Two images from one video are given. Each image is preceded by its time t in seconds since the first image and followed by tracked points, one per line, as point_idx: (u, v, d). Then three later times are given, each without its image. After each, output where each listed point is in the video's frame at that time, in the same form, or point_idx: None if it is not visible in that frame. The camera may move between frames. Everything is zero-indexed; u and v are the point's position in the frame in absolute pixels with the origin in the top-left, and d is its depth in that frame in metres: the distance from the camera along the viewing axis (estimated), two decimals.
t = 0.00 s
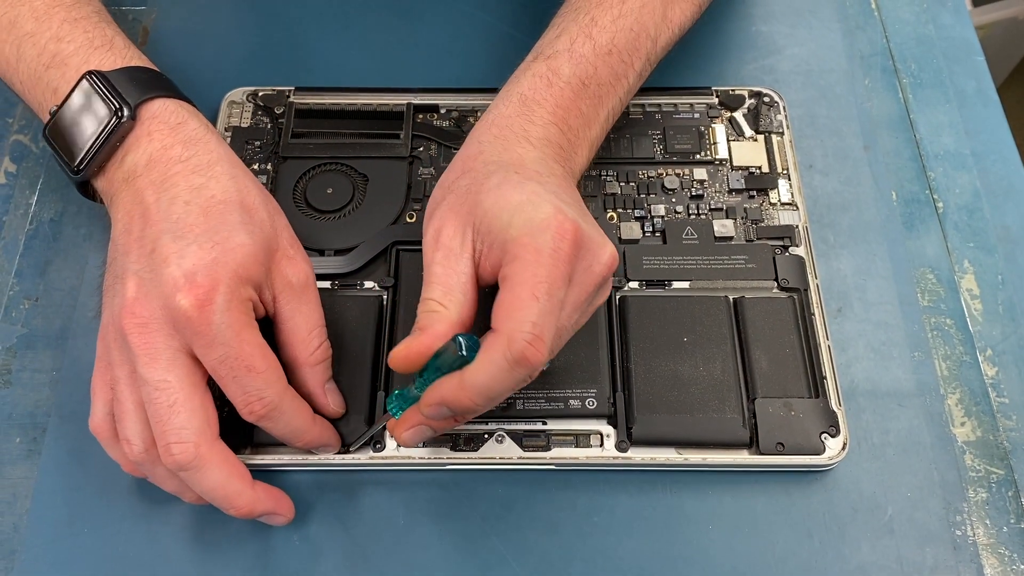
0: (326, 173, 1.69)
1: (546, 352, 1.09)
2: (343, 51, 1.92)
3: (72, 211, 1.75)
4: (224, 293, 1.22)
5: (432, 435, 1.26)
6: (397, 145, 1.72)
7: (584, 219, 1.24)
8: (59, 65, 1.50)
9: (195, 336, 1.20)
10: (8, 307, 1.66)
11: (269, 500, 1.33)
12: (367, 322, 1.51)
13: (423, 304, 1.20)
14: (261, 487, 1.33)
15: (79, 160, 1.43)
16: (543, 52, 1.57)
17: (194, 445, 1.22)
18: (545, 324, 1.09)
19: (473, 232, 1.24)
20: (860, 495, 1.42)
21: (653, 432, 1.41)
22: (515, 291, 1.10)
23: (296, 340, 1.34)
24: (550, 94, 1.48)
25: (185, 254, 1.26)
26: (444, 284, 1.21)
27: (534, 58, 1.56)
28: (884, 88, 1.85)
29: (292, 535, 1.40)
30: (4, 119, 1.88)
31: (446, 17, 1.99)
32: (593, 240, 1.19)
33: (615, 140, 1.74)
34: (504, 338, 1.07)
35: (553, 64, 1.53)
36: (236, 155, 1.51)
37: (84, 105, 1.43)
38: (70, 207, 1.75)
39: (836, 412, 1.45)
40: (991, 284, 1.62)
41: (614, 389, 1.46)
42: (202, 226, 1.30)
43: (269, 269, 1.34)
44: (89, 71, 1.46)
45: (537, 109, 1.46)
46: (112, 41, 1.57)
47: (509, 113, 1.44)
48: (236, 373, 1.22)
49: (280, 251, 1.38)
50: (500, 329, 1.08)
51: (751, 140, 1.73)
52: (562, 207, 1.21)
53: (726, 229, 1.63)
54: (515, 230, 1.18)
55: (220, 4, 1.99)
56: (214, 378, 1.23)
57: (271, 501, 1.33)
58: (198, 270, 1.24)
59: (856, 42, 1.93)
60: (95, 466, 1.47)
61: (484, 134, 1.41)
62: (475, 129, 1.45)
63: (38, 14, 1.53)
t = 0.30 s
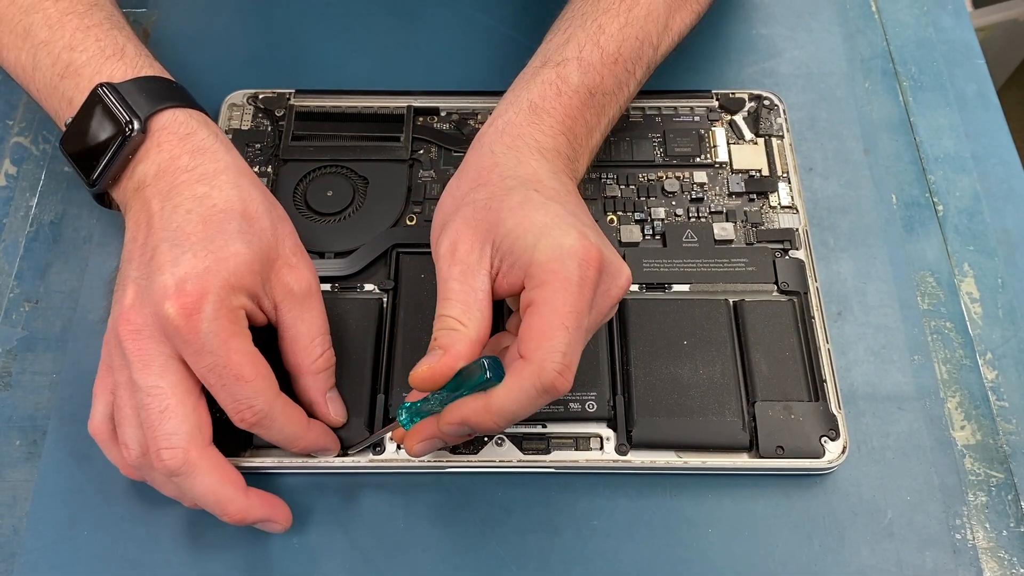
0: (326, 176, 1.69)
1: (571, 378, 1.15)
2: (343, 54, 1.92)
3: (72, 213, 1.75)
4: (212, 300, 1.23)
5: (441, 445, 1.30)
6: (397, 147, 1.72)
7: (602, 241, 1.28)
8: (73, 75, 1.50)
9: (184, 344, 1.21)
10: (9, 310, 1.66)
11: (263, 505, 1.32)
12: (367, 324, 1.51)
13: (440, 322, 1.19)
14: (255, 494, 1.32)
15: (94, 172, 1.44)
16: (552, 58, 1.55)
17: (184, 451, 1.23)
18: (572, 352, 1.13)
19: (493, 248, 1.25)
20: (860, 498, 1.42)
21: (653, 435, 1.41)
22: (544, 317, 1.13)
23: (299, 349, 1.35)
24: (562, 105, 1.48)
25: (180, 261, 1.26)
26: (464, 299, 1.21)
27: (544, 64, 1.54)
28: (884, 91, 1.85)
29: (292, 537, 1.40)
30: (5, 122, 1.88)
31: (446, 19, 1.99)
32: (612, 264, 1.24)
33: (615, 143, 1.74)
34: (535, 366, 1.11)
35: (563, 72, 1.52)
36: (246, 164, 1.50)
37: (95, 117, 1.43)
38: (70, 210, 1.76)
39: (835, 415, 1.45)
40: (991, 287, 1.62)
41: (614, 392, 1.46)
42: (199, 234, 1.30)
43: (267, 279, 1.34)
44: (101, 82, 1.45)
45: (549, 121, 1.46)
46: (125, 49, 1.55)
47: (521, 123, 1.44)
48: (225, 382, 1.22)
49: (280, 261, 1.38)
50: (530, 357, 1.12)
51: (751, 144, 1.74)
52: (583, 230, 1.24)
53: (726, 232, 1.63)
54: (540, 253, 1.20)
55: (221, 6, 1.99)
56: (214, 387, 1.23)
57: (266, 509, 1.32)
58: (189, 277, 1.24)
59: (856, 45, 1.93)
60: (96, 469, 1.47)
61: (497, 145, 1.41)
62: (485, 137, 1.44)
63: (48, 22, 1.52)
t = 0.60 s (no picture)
0: (327, 175, 1.69)
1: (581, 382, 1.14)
2: (344, 53, 1.92)
3: (73, 212, 1.75)
4: (204, 304, 1.21)
5: (445, 447, 1.30)
6: (398, 147, 1.72)
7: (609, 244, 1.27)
8: (77, 81, 1.49)
9: (174, 348, 1.20)
10: (9, 309, 1.66)
11: (258, 509, 1.31)
12: (368, 324, 1.51)
13: (446, 326, 1.18)
14: (250, 498, 1.30)
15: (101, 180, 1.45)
16: (556, 59, 1.54)
17: (175, 454, 1.22)
18: (582, 356, 1.13)
19: (500, 250, 1.25)
20: (861, 498, 1.42)
21: (654, 435, 1.41)
22: (555, 320, 1.12)
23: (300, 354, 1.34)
24: (566, 108, 1.48)
25: (175, 264, 1.25)
26: (471, 302, 1.20)
27: (548, 64, 1.54)
28: (885, 91, 1.85)
29: (292, 537, 1.40)
30: (5, 121, 1.88)
31: (447, 19, 1.99)
32: (621, 267, 1.23)
33: (616, 142, 1.73)
34: (546, 370, 1.11)
35: (567, 74, 1.51)
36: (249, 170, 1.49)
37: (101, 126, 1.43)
38: (71, 209, 1.76)
39: (837, 416, 1.45)
40: (993, 287, 1.62)
41: (615, 392, 1.46)
42: (195, 238, 1.30)
43: (266, 283, 1.34)
44: (105, 89, 1.44)
45: (553, 122, 1.46)
46: (128, 55, 1.54)
47: (525, 124, 1.44)
48: (214, 388, 1.21)
49: (279, 266, 1.37)
50: (541, 361, 1.11)
51: (752, 144, 1.73)
52: (591, 233, 1.24)
53: (727, 232, 1.63)
54: (548, 256, 1.19)
55: (222, 6, 1.99)
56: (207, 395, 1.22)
57: (260, 512, 1.31)
58: (182, 281, 1.23)
59: (857, 45, 1.93)
60: (96, 469, 1.47)
61: (502, 146, 1.40)
62: (489, 138, 1.43)
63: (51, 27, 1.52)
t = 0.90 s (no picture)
0: (330, 173, 1.69)
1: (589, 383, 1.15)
2: (347, 52, 1.92)
3: (76, 210, 1.75)
4: (189, 325, 1.20)
5: (449, 448, 1.29)
6: (401, 145, 1.72)
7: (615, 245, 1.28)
8: (84, 92, 1.49)
9: (157, 368, 1.18)
10: (12, 306, 1.66)
11: (253, 522, 1.30)
12: (370, 322, 1.51)
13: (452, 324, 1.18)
14: (243, 513, 1.29)
15: (105, 194, 1.45)
16: (559, 59, 1.55)
17: (165, 473, 1.21)
18: (591, 356, 1.13)
19: (507, 250, 1.25)
20: (863, 496, 1.42)
21: (656, 433, 1.41)
22: (565, 320, 1.13)
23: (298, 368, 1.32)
24: (570, 107, 1.48)
25: (162, 282, 1.24)
26: (478, 301, 1.20)
27: (552, 64, 1.55)
28: (887, 89, 1.85)
29: (295, 534, 1.40)
30: (8, 119, 1.89)
31: (449, 17, 1.99)
32: (628, 269, 1.25)
33: (618, 140, 1.74)
34: (555, 370, 1.11)
35: (571, 72, 1.51)
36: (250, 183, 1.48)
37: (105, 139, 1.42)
38: (74, 207, 1.76)
39: (839, 414, 1.45)
40: (994, 285, 1.62)
41: (617, 389, 1.46)
42: (189, 255, 1.29)
43: (259, 301, 1.33)
44: (108, 102, 1.44)
45: (558, 122, 1.46)
46: (131, 66, 1.52)
47: (530, 124, 1.44)
48: (194, 411, 1.20)
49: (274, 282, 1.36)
50: (551, 361, 1.12)
51: (754, 142, 1.74)
52: (598, 234, 1.24)
53: (729, 229, 1.63)
54: (557, 257, 1.20)
55: (225, 4, 2.00)
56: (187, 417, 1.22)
57: (255, 525, 1.30)
58: (167, 302, 1.21)
59: (859, 44, 1.93)
60: (98, 468, 1.47)
61: (507, 145, 1.41)
62: (494, 138, 1.44)
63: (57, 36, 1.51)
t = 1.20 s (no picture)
0: (332, 171, 1.69)
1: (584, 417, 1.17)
2: (349, 50, 1.93)
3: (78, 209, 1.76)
4: (176, 383, 1.13)
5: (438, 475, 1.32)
6: (403, 143, 1.73)
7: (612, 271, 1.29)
8: (59, 112, 1.40)
9: (142, 429, 1.12)
10: (15, 304, 1.67)
11: (261, 553, 1.30)
12: (372, 320, 1.52)
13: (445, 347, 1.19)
14: (250, 547, 1.29)
15: (71, 220, 1.35)
16: (560, 72, 1.53)
17: (166, 532, 1.17)
18: (586, 391, 1.15)
19: (503, 273, 1.25)
20: (864, 494, 1.43)
21: (657, 430, 1.42)
22: (561, 353, 1.14)
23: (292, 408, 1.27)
24: (570, 122, 1.48)
25: (141, 332, 1.15)
26: (473, 324, 1.20)
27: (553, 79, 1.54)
28: (888, 88, 1.86)
29: (297, 531, 1.40)
30: (11, 118, 1.90)
31: (451, 16, 1.99)
32: (627, 297, 1.26)
33: (619, 139, 1.74)
34: (549, 405, 1.13)
35: (570, 88, 1.51)
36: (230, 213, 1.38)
37: (71, 163, 1.32)
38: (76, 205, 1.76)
39: (840, 411, 1.45)
40: (994, 283, 1.62)
41: (619, 387, 1.47)
42: (162, 301, 1.18)
43: (245, 341, 1.24)
44: (78, 125, 1.35)
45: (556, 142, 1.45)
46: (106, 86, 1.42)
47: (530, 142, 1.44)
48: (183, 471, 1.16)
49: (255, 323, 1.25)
50: (545, 395, 1.14)
51: (755, 141, 1.74)
52: (598, 262, 1.25)
53: (731, 228, 1.64)
54: (556, 285, 1.20)
55: (227, 4, 2.00)
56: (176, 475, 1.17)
57: (267, 555, 1.30)
58: (151, 356, 1.13)
59: (859, 43, 1.94)
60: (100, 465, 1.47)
61: (506, 162, 1.40)
62: (494, 155, 1.43)
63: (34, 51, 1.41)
